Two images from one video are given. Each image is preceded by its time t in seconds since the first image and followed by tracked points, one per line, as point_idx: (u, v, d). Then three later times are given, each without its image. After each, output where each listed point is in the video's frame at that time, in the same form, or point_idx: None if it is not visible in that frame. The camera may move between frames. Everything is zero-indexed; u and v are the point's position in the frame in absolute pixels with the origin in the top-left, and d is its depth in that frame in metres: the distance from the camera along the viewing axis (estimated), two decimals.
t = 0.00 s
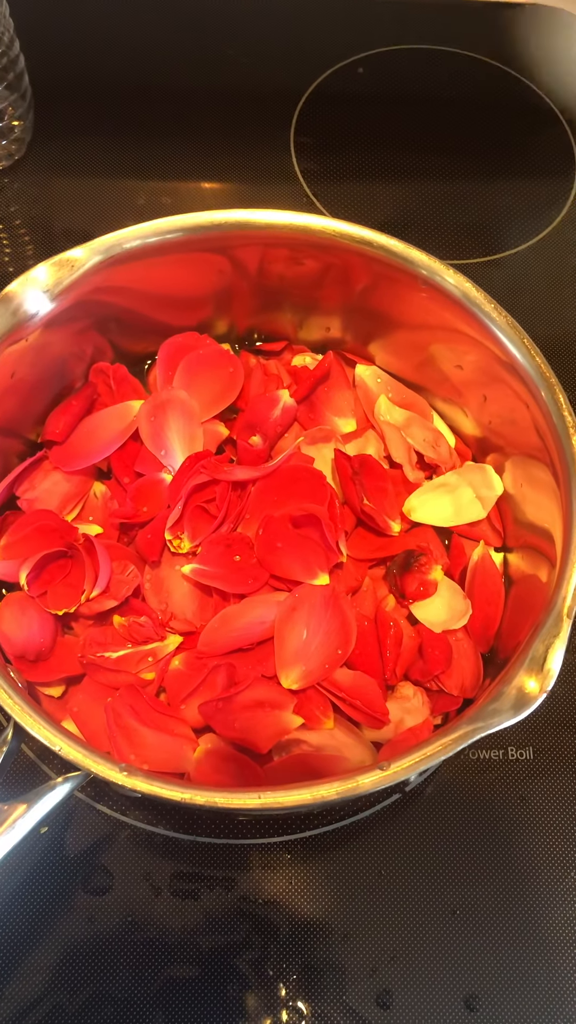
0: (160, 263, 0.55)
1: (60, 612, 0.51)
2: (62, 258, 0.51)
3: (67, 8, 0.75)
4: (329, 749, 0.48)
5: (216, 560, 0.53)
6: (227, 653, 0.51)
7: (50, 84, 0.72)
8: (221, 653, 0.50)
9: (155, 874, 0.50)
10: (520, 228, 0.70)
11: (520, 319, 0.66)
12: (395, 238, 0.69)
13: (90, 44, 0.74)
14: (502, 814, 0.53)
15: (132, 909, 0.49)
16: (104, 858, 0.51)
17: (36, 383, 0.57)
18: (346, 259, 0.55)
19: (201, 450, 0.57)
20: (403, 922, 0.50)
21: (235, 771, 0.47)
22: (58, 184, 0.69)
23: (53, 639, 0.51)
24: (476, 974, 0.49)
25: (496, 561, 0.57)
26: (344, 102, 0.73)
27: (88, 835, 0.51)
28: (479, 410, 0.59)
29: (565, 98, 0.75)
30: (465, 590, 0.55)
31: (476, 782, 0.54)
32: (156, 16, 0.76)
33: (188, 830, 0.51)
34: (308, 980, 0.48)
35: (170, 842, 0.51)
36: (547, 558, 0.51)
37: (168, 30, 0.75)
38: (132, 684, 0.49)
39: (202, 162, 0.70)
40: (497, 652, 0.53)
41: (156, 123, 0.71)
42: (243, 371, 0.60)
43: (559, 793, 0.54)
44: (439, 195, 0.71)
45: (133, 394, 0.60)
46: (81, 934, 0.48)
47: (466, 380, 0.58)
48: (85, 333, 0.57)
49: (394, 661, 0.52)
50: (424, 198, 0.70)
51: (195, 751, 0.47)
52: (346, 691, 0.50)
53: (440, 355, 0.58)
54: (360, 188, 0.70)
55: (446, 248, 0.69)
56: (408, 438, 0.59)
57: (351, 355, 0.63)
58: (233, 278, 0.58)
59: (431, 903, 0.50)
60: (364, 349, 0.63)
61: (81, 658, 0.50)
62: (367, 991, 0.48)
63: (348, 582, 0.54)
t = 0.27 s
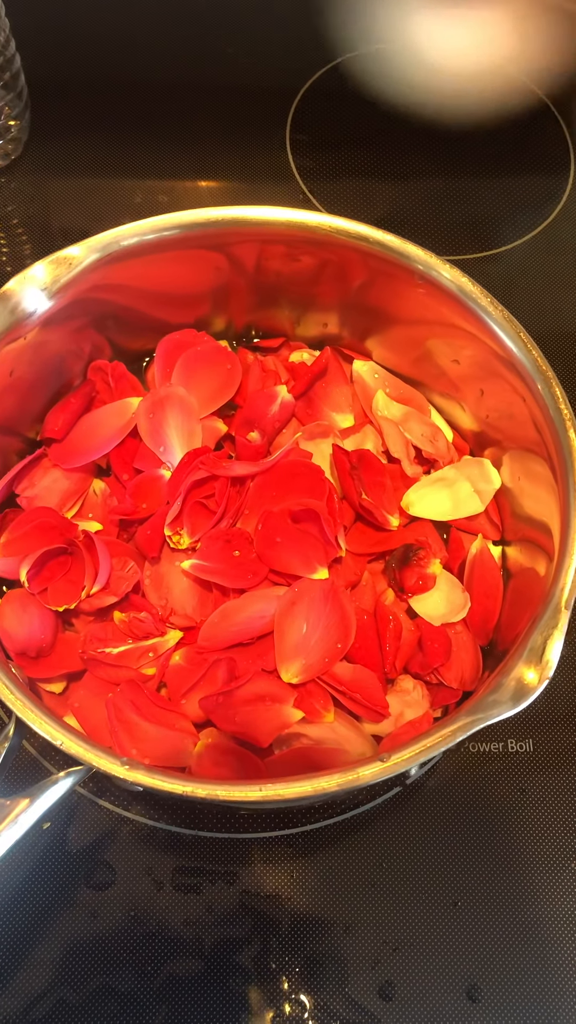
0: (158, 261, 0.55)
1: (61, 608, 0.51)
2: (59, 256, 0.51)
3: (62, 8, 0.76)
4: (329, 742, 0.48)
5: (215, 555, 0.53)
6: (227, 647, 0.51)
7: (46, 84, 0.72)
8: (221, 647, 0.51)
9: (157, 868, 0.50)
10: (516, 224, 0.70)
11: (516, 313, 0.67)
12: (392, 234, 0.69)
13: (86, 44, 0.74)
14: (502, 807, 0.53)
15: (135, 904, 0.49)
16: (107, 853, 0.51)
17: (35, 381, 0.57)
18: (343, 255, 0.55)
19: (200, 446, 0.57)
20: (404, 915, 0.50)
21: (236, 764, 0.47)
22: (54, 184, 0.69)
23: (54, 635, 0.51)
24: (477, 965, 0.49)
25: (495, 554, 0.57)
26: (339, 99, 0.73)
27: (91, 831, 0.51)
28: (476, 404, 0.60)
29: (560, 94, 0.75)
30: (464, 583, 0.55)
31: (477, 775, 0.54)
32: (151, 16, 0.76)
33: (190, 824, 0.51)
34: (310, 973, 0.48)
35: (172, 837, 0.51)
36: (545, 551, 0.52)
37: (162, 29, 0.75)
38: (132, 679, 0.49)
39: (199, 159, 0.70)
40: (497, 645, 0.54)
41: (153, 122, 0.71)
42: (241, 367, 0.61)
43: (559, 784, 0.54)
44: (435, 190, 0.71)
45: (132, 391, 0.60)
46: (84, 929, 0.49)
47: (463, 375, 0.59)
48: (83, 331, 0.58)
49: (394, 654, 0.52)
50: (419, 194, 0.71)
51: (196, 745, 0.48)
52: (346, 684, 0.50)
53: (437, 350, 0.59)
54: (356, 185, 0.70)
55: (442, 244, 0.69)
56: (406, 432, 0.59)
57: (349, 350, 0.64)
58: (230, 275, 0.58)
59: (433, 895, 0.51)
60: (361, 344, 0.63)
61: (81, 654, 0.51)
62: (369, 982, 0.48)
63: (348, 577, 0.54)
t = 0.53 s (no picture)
0: (152, 257, 0.55)
1: (58, 605, 0.51)
2: (54, 253, 0.51)
3: (55, 7, 0.76)
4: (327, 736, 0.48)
5: (212, 551, 0.53)
6: (224, 643, 0.51)
7: (39, 82, 0.72)
8: (218, 643, 0.51)
9: (156, 865, 0.50)
10: (511, 218, 0.70)
11: (512, 308, 0.67)
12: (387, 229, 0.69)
13: (79, 43, 0.74)
14: (501, 801, 0.53)
15: (134, 900, 0.49)
16: (106, 850, 0.51)
17: (30, 379, 0.57)
18: (337, 250, 0.55)
19: (196, 443, 0.57)
20: (403, 909, 0.50)
21: (233, 759, 0.47)
22: (49, 183, 0.69)
23: (51, 632, 0.51)
24: (477, 959, 0.49)
25: (492, 549, 0.57)
26: (334, 96, 0.74)
27: (90, 828, 0.51)
28: (472, 399, 0.60)
29: (554, 89, 0.75)
30: (460, 577, 0.56)
31: (475, 769, 0.54)
32: (145, 14, 0.76)
33: (189, 820, 0.51)
34: (310, 968, 0.48)
35: (171, 833, 0.51)
36: (541, 544, 0.52)
37: (156, 28, 0.75)
38: (130, 674, 0.49)
39: (194, 156, 0.70)
40: (494, 638, 0.54)
41: (147, 120, 0.71)
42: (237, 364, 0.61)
43: (557, 778, 0.54)
44: (430, 186, 0.71)
45: (127, 387, 0.60)
46: (83, 926, 0.49)
47: (459, 369, 0.59)
48: (78, 328, 0.58)
49: (391, 649, 0.52)
50: (414, 189, 0.71)
51: (194, 740, 0.48)
52: (343, 679, 0.50)
53: (433, 344, 0.59)
54: (351, 181, 0.70)
55: (438, 239, 0.69)
56: (402, 427, 0.59)
57: (344, 346, 0.64)
58: (225, 271, 0.59)
59: (432, 889, 0.51)
60: (357, 340, 0.63)
61: (79, 650, 0.51)
62: (369, 977, 0.48)
63: (344, 572, 0.54)
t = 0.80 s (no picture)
0: (149, 251, 0.55)
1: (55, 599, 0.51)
2: (49, 247, 0.51)
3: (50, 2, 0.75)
4: (325, 727, 0.48)
5: (210, 544, 0.53)
6: (223, 636, 0.51)
7: (34, 77, 0.72)
8: (217, 636, 0.51)
9: (156, 858, 0.50)
10: (509, 210, 0.70)
11: (509, 300, 0.66)
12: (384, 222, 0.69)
13: (74, 38, 0.74)
14: (501, 793, 0.53)
15: (134, 894, 0.49)
16: (106, 844, 0.51)
17: (27, 373, 0.57)
18: (334, 242, 0.55)
19: (194, 436, 0.57)
20: (404, 901, 0.50)
21: (232, 752, 0.47)
22: (45, 178, 0.69)
23: (49, 625, 0.51)
24: (478, 950, 0.49)
25: (490, 541, 0.57)
26: (330, 89, 0.73)
27: (90, 822, 0.51)
28: (470, 391, 0.60)
29: (551, 81, 0.75)
30: (459, 569, 0.55)
31: (475, 761, 0.54)
32: (140, 9, 0.76)
33: (189, 813, 0.51)
34: (310, 960, 0.48)
35: (170, 827, 0.51)
36: (539, 535, 0.52)
37: (151, 23, 0.75)
38: (128, 667, 0.49)
39: (190, 150, 0.70)
40: (493, 630, 0.54)
41: (143, 114, 0.71)
42: (234, 358, 0.61)
43: (557, 769, 0.54)
44: (426, 178, 0.71)
45: (124, 381, 0.60)
46: (84, 921, 0.49)
47: (457, 361, 0.59)
48: (74, 322, 0.57)
49: (390, 641, 0.52)
50: (411, 181, 0.70)
51: (193, 734, 0.48)
52: (342, 671, 0.50)
53: (430, 336, 0.59)
54: (347, 173, 0.70)
55: (435, 231, 0.69)
56: (400, 420, 0.59)
57: (342, 339, 0.63)
58: (222, 264, 0.58)
59: (432, 881, 0.51)
60: (354, 333, 0.63)
61: (77, 644, 0.51)
62: (370, 969, 0.48)
63: (342, 564, 0.54)
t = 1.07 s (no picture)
0: (146, 243, 0.55)
1: (53, 594, 0.51)
2: (45, 239, 0.51)
3: None
4: (325, 721, 0.48)
5: (208, 538, 0.53)
6: (221, 630, 0.51)
7: (30, 70, 0.72)
8: (215, 630, 0.51)
9: (155, 854, 0.50)
10: (508, 202, 0.70)
11: (509, 292, 0.66)
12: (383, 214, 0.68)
13: (71, 32, 0.74)
14: (501, 787, 0.53)
15: (133, 890, 0.49)
16: (105, 840, 0.50)
17: (24, 366, 0.57)
18: (332, 234, 0.55)
19: (191, 429, 0.57)
20: (404, 897, 0.50)
21: (231, 746, 0.47)
22: (41, 172, 0.68)
23: (47, 620, 0.51)
24: (479, 945, 0.49)
25: (490, 534, 0.57)
26: (328, 82, 0.73)
27: (88, 818, 0.51)
28: (469, 383, 0.59)
29: (550, 72, 0.75)
30: (458, 562, 0.55)
31: (476, 756, 0.53)
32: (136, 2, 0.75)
33: (188, 809, 0.51)
34: (310, 956, 0.48)
35: (169, 823, 0.51)
36: (539, 528, 0.51)
37: (148, 16, 0.75)
38: (126, 662, 0.49)
39: (188, 143, 0.70)
40: (493, 624, 0.53)
41: (140, 108, 0.71)
42: (231, 352, 0.61)
43: (558, 763, 0.54)
44: (425, 170, 0.70)
45: (121, 375, 0.60)
46: (82, 918, 0.48)
47: (456, 353, 0.58)
48: (71, 316, 0.57)
49: (389, 634, 0.52)
50: (410, 173, 0.70)
51: (191, 729, 0.48)
52: (341, 665, 0.50)
53: (430, 329, 0.58)
54: (346, 165, 0.70)
55: (434, 223, 0.68)
56: (399, 413, 0.59)
57: (341, 332, 0.63)
58: (219, 256, 0.58)
59: (432, 876, 0.50)
60: (353, 325, 0.63)
61: (75, 639, 0.50)
62: (370, 965, 0.48)
63: (341, 559, 0.54)
